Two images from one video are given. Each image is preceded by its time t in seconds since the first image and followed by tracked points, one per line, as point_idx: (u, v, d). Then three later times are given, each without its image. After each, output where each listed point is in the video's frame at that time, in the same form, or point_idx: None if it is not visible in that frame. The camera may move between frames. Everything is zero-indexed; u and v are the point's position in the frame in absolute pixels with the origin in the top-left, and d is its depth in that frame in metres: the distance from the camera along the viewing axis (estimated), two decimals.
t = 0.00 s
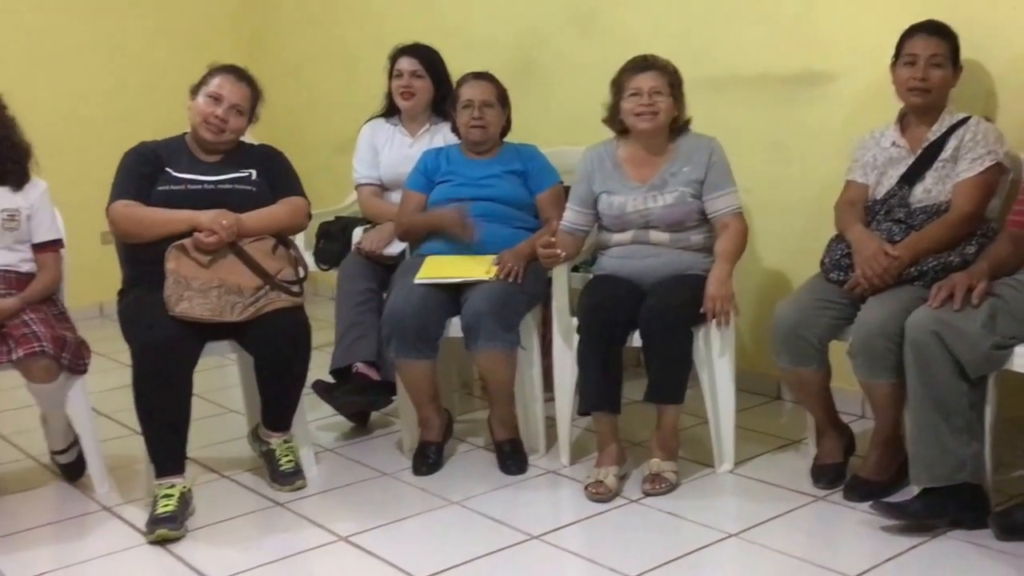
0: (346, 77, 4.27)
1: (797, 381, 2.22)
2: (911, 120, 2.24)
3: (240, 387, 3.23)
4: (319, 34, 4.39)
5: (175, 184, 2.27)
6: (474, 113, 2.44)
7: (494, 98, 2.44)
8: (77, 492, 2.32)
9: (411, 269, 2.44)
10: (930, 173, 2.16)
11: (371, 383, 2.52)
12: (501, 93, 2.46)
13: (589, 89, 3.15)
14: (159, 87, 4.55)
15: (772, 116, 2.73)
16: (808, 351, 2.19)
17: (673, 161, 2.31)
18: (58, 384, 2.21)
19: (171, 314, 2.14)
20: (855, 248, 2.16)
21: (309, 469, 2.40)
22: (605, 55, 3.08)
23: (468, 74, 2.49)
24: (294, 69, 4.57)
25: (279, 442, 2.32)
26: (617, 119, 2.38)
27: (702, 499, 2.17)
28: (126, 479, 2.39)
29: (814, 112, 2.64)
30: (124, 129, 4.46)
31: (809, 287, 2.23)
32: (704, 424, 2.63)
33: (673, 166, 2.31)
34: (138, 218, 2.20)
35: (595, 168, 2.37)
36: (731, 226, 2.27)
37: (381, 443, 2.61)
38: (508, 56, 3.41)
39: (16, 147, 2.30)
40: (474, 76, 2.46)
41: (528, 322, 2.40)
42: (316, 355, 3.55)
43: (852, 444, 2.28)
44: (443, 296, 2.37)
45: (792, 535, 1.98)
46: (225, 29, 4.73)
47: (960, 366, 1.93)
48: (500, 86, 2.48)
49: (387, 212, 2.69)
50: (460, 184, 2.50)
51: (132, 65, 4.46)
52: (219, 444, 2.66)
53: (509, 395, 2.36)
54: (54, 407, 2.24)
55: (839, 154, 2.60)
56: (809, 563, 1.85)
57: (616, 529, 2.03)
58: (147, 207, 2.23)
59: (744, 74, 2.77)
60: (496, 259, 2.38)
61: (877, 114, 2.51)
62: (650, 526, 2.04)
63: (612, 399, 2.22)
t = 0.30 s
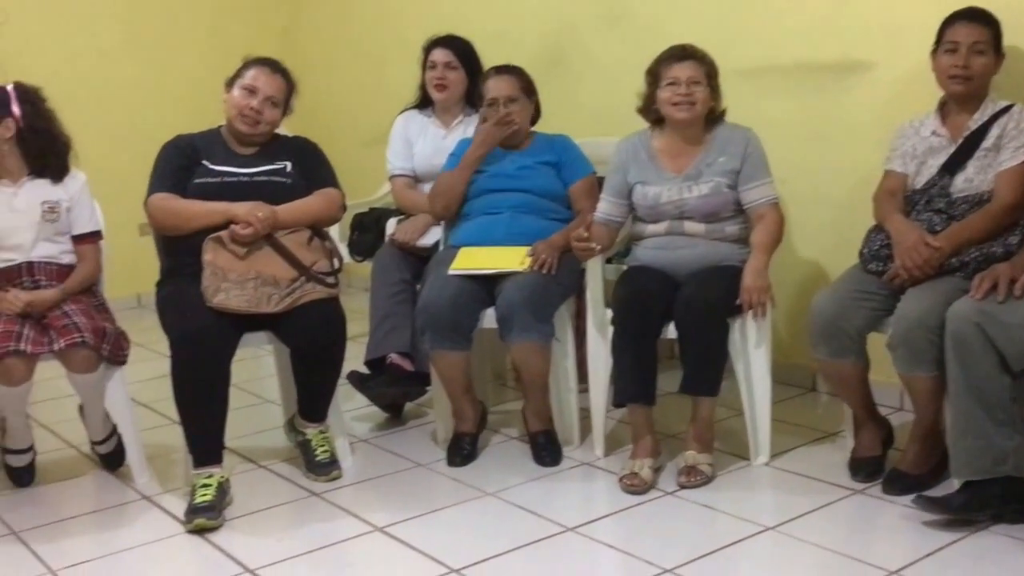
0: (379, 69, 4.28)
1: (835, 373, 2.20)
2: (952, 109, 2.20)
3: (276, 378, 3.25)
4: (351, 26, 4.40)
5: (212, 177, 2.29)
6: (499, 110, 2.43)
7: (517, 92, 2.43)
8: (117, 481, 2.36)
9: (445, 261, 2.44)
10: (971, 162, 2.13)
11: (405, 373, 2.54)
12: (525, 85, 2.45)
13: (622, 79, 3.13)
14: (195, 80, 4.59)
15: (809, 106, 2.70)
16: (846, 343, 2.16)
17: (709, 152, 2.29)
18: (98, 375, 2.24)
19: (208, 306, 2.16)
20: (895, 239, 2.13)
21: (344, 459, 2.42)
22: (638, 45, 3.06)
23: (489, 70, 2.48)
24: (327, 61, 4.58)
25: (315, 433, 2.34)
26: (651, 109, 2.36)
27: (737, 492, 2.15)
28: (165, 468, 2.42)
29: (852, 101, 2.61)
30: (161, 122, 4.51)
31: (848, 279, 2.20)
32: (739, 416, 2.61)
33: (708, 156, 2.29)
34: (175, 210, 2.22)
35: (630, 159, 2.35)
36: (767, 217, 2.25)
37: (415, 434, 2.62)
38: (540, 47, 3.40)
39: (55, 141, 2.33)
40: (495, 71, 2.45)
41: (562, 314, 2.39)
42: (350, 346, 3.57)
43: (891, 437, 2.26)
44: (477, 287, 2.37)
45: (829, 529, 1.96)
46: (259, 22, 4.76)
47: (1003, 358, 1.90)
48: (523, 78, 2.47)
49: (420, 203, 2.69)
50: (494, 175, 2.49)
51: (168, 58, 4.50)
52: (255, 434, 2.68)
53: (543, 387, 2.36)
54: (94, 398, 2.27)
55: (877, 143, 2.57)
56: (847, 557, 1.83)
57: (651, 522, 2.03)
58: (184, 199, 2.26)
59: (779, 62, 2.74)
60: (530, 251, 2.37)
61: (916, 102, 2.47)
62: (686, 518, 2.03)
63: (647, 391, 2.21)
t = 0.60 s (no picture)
0: (412, 59, 4.28)
1: (874, 365, 2.17)
2: (996, 95, 2.15)
3: (311, 367, 3.27)
4: (383, 15, 4.40)
5: (247, 168, 2.30)
6: (532, 98, 2.42)
7: (551, 81, 2.43)
8: (156, 469, 2.39)
9: (478, 250, 2.44)
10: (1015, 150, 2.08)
11: (439, 363, 2.54)
12: (559, 75, 2.45)
13: (656, 67, 3.11)
14: (229, 71, 4.62)
15: (846, 93, 2.66)
16: (886, 334, 2.13)
17: (744, 140, 2.26)
18: (137, 364, 2.27)
19: (245, 296, 2.17)
20: (936, 229, 2.10)
21: (379, 448, 2.42)
22: (672, 33, 3.03)
23: (524, 58, 2.47)
24: (360, 51, 4.59)
25: (350, 422, 2.34)
26: (686, 98, 2.34)
27: (774, 484, 2.14)
28: (202, 457, 2.45)
29: (891, 88, 2.57)
30: (196, 113, 4.54)
31: (887, 269, 2.17)
32: (775, 407, 2.59)
33: (744, 145, 2.26)
34: (211, 202, 2.24)
35: (664, 148, 2.34)
36: (804, 206, 2.22)
37: (449, 423, 2.63)
38: (573, 35, 3.38)
39: (93, 133, 2.36)
40: (530, 60, 2.45)
41: (596, 304, 2.38)
42: (384, 335, 3.58)
43: (930, 429, 2.23)
44: (511, 278, 2.36)
45: (868, 522, 1.93)
46: (293, 13, 4.78)
47: None
48: (558, 67, 2.46)
49: (452, 192, 2.68)
50: (527, 165, 2.48)
51: (203, 50, 4.53)
52: (290, 423, 2.70)
53: (577, 377, 2.35)
54: (133, 387, 2.30)
55: (917, 130, 2.53)
56: (886, 552, 1.81)
57: (686, 514, 2.02)
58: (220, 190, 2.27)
59: (816, 49, 2.70)
60: (564, 241, 2.37)
61: (958, 89, 2.43)
62: (721, 510, 2.02)
63: (682, 382, 2.20)
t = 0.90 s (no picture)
0: (445, 48, 4.28)
1: (914, 356, 2.14)
2: None
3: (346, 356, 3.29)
4: (416, 4, 4.40)
5: (280, 158, 2.32)
6: (566, 85, 2.42)
7: (586, 68, 2.42)
8: (194, 457, 2.41)
9: (512, 239, 2.43)
10: None
11: (473, 353, 2.55)
12: (595, 62, 2.44)
13: (691, 54, 3.08)
14: (264, 62, 4.65)
15: (885, 79, 2.62)
16: (926, 325, 2.10)
17: (781, 127, 2.23)
18: (174, 353, 2.29)
19: (280, 286, 2.18)
20: (980, 217, 2.06)
21: (413, 438, 2.43)
22: (708, 20, 3.01)
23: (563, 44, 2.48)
24: (394, 40, 4.60)
25: (385, 412, 2.35)
26: (722, 85, 2.31)
27: (811, 475, 2.12)
28: (239, 445, 2.47)
29: (931, 74, 2.52)
30: (231, 103, 4.57)
31: (928, 257, 2.13)
32: (812, 398, 2.56)
33: (780, 131, 2.23)
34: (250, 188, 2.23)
35: (699, 136, 2.31)
36: (843, 194, 2.19)
37: (483, 413, 2.63)
38: (607, 23, 3.36)
39: (130, 124, 2.38)
40: (569, 46, 2.45)
41: (630, 294, 2.37)
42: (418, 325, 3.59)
43: (971, 421, 2.19)
44: (545, 268, 2.36)
45: (907, 515, 1.91)
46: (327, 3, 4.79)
47: None
48: (595, 54, 2.46)
49: (485, 182, 2.67)
50: (561, 153, 2.47)
51: (238, 40, 4.56)
52: (326, 412, 2.72)
53: (612, 368, 2.34)
54: (170, 376, 2.32)
55: (959, 117, 2.48)
56: (926, 545, 1.79)
57: (722, 505, 2.00)
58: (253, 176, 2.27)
59: (854, 35, 2.67)
60: (598, 230, 2.35)
61: (1001, 75, 2.38)
62: (757, 502, 2.00)
63: (718, 372, 2.18)
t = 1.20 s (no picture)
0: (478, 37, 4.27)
1: (955, 347, 2.10)
2: None
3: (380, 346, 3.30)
4: None
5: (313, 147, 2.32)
6: (608, 74, 2.38)
7: (628, 58, 2.39)
8: (229, 445, 2.43)
9: (546, 229, 2.42)
10: None
11: (506, 344, 2.55)
12: (637, 51, 2.42)
13: (727, 42, 3.05)
14: (298, 52, 4.67)
15: (925, 66, 2.58)
16: (968, 316, 2.07)
17: (818, 114, 2.21)
18: (210, 342, 2.31)
19: (314, 276, 2.19)
20: None
21: (446, 427, 2.44)
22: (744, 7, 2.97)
23: (603, 31, 2.44)
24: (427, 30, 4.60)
25: (419, 402, 2.36)
26: (757, 72, 2.29)
27: (848, 468, 2.09)
28: (275, 433, 2.49)
29: (973, 60, 2.48)
30: (266, 94, 4.60)
31: (970, 247, 2.09)
32: (849, 390, 2.53)
33: (817, 119, 2.20)
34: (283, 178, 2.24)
35: (735, 124, 2.29)
36: (882, 182, 2.16)
37: (516, 403, 2.63)
38: (642, 10, 3.34)
39: (166, 115, 2.40)
40: (610, 34, 2.42)
41: (665, 284, 2.35)
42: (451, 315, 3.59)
43: (1013, 413, 2.16)
44: (579, 258, 2.35)
45: (946, 508, 1.88)
46: None
47: None
48: (636, 43, 2.43)
49: (517, 172, 2.66)
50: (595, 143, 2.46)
51: (272, 31, 4.58)
52: (360, 401, 2.73)
53: (646, 359, 2.33)
54: (207, 365, 2.34)
55: (1002, 104, 2.43)
56: (966, 539, 1.76)
57: (757, 497, 1.99)
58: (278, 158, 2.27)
59: (893, 21, 2.63)
60: (632, 220, 2.34)
61: None
62: (792, 495, 1.98)
63: (753, 363, 2.16)
